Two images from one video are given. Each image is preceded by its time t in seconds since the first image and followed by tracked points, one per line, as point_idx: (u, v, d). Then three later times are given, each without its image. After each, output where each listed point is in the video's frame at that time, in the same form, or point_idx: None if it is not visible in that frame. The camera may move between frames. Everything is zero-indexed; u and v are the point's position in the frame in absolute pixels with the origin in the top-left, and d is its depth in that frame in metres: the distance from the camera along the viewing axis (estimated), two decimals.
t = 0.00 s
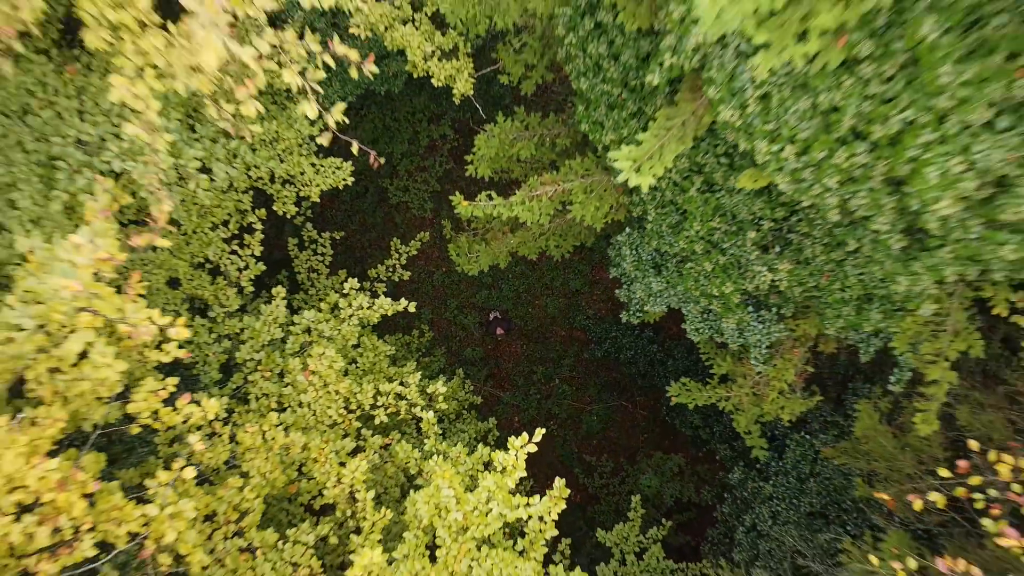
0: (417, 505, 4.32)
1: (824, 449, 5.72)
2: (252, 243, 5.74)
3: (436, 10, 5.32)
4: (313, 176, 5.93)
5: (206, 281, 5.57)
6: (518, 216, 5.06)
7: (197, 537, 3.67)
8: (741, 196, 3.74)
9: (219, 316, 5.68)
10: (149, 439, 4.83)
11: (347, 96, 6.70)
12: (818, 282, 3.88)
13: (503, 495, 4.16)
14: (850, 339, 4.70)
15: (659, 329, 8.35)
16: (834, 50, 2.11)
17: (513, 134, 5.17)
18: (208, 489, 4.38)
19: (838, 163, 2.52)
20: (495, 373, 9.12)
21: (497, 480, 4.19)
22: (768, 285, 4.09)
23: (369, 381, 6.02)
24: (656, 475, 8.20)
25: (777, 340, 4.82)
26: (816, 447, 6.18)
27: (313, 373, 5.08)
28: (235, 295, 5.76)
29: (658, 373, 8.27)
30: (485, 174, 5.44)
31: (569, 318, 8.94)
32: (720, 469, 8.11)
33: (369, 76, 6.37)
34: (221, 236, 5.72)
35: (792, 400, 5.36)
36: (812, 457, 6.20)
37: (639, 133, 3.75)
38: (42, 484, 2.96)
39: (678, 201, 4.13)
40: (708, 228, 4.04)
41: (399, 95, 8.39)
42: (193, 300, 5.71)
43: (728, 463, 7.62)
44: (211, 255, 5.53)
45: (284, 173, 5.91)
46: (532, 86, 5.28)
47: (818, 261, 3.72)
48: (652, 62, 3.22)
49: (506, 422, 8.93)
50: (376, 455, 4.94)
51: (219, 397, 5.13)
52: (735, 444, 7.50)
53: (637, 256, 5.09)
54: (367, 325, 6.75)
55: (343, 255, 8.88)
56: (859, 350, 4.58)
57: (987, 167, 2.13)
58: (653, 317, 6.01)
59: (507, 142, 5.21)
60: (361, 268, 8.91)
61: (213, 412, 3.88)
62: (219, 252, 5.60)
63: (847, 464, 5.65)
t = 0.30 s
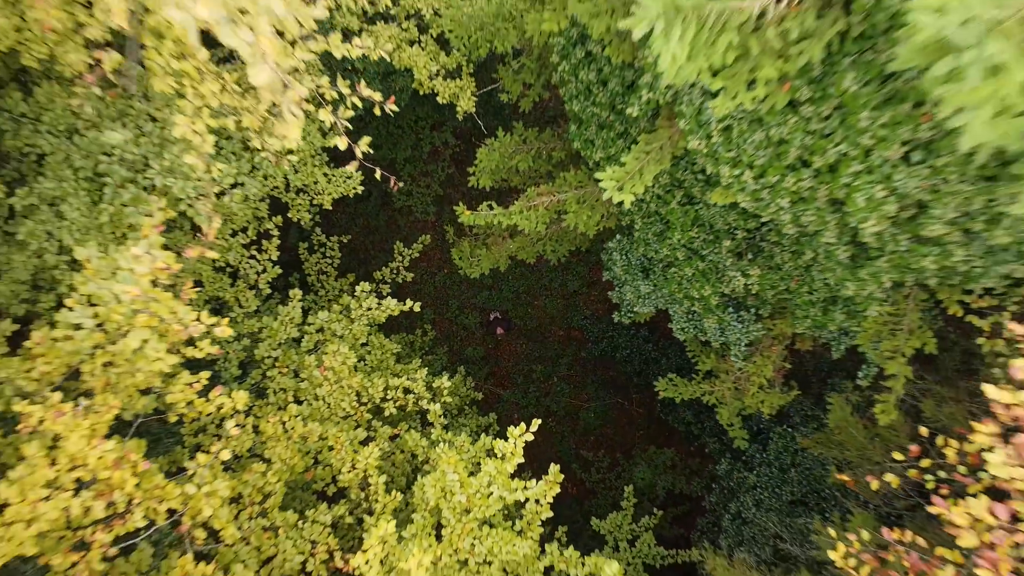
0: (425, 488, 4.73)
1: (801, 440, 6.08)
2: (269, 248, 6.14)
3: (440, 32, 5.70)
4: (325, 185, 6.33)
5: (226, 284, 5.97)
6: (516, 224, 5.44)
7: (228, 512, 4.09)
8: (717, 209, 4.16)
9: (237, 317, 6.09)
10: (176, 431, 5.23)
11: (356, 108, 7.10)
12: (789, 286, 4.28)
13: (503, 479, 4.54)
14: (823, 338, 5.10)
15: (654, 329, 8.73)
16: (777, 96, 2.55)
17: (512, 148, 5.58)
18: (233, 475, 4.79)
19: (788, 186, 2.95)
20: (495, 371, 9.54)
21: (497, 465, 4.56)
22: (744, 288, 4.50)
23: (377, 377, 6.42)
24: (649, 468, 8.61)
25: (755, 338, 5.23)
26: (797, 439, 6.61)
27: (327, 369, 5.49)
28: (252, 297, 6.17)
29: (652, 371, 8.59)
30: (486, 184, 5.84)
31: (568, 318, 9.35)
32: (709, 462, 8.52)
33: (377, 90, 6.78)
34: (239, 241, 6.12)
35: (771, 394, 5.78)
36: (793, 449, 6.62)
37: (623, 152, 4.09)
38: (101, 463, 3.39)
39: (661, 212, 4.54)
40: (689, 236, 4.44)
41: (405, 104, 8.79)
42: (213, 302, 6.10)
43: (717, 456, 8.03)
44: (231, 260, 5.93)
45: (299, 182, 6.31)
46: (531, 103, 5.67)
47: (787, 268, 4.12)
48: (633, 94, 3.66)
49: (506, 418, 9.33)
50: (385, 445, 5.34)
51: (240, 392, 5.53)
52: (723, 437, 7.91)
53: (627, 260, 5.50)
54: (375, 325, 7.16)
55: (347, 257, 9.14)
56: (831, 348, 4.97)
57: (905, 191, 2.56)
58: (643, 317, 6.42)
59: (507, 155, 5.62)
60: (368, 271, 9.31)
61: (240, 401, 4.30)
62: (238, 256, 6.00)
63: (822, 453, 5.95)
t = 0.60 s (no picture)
0: (430, 472, 5.12)
1: (781, 430, 6.45)
2: (283, 250, 6.55)
3: (444, 49, 6.10)
4: (336, 191, 6.71)
5: (244, 284, 6.38)
6: (514, 229, 5.82)
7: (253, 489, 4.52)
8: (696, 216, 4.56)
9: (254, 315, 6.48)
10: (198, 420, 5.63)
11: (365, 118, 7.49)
12: (765, 286, 4.66)
13: (503, 463, 4.89)
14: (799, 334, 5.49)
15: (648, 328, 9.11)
16: (736, 125, 2.98)
17: (511, 158, 6.00)
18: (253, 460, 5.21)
19: (752, 200, 3.38)
20: (495, 368, 9.95)
21: (497, 450, 4.93)
22: (724, 288, 4.89)
23: (384, 373, 6.82)
24: (643, 461, 9.00)
25: (737, 335, 5.62)
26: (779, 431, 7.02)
27: (339, 364, 5.89)
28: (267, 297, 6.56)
29: (646, 368, 8.96)
30: (487, 191, 6.23)
31: (566, 318, 9.77)
32: (700, 453, 8.92)
33: (386, 102, 7.18)
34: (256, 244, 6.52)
35: (752, 387, 6.19)
36: (776, 440, 7.00)
37: (612, 165, 4.50)
38: (144, 444, 3.82)
39: (647, 218, 4.94)
40: (673, 241, 4.83)
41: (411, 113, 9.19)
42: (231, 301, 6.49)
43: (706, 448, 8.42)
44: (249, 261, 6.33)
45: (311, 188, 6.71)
46: (529, 115, 6.06)
47: (762, 269, 4.51)
48: (619, 115, 4.07)
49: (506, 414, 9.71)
50: (393, 435, 5.73)
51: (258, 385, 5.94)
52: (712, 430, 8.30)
53: (617, 263, 5.90)
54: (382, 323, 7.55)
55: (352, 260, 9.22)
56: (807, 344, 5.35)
57: (847, 207, 2.98)
58: (635, 316, 6.85)
59: (506, 164, 6.03)
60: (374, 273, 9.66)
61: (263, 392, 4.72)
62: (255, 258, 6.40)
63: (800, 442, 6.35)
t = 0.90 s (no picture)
0: (434, 459, 5.49)
1: (765, 422, 6.84)
2: (295, 252, 6.93)
3: (448, 64, 6.46)
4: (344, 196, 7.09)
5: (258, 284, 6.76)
6: (513, 233, 6.19)
7: (275, 470, 4.96)
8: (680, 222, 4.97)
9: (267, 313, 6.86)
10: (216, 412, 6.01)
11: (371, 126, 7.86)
12: (744, 286, 5.06)
13: (501, 449, 5.25)
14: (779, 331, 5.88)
15: (643, 326, 9.49)
16: (708, 145, 3.40)
17: (510, 166, 6.41)
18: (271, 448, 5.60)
19: (724, 211, 3.80)
20: (495, 365, 10.29)
21: (496, 437, 5.31)
22: (707, 288, 5.28)
23: (390, 368, 7.21)
24: (636, 454, 9.36)
25: (721, 331, 6.00)
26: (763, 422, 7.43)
27: (349, 359, 6.28)
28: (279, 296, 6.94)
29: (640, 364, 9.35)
30: (487, 197, 6.63)
31: (564, 318, 10.14)
32: (691, 446, 9.30)
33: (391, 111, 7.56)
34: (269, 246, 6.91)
35: (736, 380, 6.59)
36: (762, 432, 7.39)
37: (603, 175, 4.89)
38: (179, 428, 4.23)
39: (636, 223, 5.34)
40: (660, 244, 5.23)
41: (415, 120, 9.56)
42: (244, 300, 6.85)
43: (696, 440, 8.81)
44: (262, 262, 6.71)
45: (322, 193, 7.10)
46: (528, 125, 6.44)
47: (741, 271, 4.89)
48: (608, 131, 4.47)
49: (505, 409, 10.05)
50: (399, 425, 6.11)
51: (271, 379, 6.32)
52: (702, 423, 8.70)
53: (610, 265, 6.32)
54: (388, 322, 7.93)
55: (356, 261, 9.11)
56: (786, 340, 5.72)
57: (805, 217, 3.41)
58: (627, 314, 7.26)
59: (506, 171, 6.43)
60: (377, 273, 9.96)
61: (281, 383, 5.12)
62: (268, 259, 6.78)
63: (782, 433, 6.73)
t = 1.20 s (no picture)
0: (438, 447, 5.87)
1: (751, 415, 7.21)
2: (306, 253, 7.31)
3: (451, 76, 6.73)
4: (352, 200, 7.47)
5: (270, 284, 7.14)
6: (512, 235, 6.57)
7: (291, 455, 5.36)
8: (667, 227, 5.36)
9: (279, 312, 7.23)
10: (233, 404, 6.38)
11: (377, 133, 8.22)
12: (727, 285, 5.44)
13: (500, 436, 5.62)
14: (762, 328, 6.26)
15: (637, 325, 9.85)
16: (686, 160, 3.79)
17: (509, 173, 6.82)
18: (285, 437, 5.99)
19: (703, 218, 4.21)
20: (495, 363, 10.62)
21: (495, 425, 5.69)
22: (693, 288, 5.66)
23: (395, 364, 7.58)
24: (632, 448, 9.66)
25: (708, 329, 6.38)
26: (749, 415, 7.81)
27: (358, 354, 6.66)
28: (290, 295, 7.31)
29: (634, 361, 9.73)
30: (488, 202, 7.03)
31: (563, 318, 10.42)
32: (683, 440, 9.65)
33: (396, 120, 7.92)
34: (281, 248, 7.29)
35: (723, 375, 6.97)
36: (748, 425, 7.76)
37: (595, 183, 5.28)
38: (207, 414, 4.64)
39: (627, 227, 5.73)
40: (648, 247, 5.62)
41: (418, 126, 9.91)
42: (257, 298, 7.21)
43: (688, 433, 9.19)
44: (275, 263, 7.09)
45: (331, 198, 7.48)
46: (526, 134, 6.79)
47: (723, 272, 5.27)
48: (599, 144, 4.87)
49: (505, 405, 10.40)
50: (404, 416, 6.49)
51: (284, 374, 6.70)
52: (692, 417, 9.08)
53: (603, 266, 6.72)
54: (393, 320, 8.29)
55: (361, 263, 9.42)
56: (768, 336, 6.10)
57: (773, 225, 3.81)
58: (620, 313, 7.66)
59: (505, 178, 6.83)
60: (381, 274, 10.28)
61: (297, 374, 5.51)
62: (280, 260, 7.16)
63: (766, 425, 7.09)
